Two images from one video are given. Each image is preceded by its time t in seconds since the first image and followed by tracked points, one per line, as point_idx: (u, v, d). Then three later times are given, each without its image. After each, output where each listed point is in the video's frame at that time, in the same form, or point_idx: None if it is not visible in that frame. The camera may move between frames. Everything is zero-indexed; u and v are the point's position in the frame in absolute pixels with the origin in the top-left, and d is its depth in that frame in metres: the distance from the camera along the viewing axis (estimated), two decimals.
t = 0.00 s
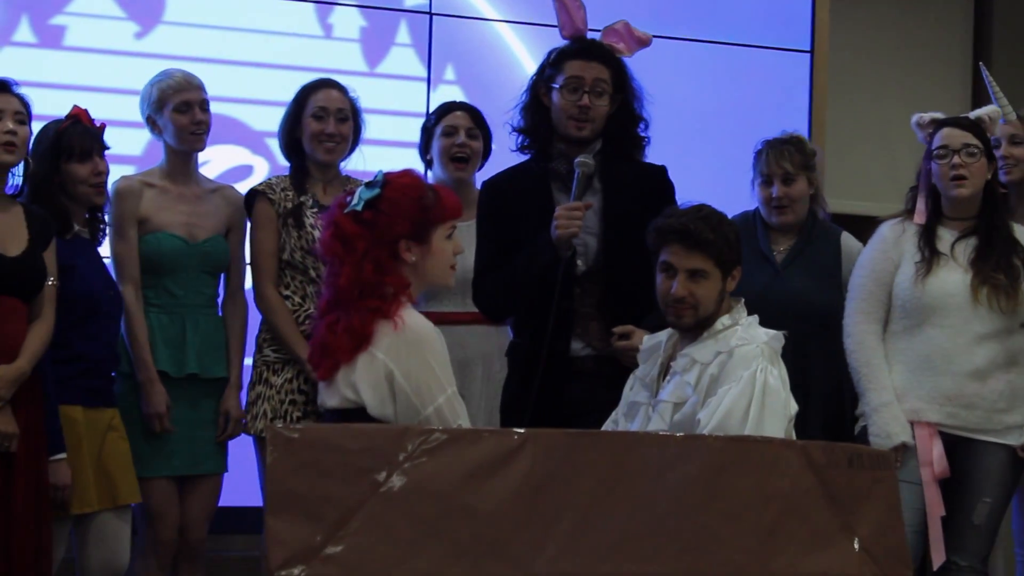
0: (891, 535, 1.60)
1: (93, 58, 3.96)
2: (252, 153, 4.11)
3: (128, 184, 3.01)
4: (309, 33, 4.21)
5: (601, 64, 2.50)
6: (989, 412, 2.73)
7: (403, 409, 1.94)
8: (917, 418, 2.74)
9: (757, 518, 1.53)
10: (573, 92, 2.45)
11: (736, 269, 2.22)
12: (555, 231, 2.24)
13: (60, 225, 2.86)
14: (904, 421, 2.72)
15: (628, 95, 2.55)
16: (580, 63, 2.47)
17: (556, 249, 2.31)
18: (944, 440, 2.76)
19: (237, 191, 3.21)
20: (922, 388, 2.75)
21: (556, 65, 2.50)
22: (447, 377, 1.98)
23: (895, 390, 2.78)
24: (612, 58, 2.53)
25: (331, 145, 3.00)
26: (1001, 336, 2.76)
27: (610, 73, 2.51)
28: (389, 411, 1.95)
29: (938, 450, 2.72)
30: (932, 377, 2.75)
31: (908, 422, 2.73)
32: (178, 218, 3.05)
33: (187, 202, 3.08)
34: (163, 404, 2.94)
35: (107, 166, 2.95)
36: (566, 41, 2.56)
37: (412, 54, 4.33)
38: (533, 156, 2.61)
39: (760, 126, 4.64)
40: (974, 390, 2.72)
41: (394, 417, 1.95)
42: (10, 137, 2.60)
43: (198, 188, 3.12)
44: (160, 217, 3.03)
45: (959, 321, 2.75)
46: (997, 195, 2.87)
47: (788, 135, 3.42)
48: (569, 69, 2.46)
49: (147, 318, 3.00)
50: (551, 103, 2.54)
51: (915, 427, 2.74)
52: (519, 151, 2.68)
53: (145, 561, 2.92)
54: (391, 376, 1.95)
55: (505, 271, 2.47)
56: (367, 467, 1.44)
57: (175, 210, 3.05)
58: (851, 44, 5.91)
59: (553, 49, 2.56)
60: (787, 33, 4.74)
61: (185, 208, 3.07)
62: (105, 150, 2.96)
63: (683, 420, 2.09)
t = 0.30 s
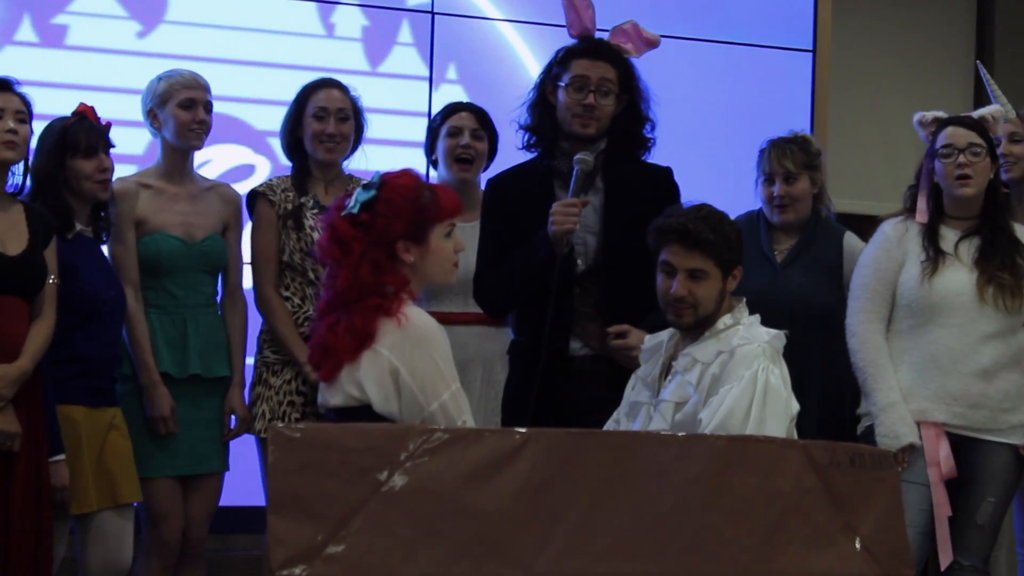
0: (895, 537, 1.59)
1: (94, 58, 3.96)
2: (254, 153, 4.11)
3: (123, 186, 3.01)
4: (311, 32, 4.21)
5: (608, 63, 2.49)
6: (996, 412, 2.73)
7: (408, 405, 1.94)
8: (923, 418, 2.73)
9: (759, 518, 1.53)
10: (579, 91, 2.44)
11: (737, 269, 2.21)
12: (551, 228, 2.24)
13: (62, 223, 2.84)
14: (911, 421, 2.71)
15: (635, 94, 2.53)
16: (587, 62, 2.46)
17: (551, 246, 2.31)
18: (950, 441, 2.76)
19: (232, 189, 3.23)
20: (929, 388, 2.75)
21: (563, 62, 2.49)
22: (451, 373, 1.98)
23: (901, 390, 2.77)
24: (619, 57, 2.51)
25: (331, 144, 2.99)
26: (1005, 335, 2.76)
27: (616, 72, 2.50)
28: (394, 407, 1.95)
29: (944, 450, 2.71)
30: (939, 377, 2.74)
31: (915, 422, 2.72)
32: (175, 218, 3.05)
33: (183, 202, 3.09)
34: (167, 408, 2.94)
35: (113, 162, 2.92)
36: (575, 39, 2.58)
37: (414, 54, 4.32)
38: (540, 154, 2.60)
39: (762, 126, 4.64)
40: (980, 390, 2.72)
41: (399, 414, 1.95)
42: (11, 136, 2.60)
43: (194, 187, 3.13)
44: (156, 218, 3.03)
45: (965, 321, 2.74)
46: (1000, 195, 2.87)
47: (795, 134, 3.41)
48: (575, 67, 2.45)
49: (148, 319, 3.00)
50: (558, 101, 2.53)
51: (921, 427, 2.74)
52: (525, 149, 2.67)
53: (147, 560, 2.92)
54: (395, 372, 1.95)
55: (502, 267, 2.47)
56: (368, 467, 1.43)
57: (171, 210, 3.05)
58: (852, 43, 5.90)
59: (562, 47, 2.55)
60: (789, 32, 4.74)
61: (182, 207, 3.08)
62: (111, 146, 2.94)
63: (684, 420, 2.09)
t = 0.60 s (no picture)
0: (898, 538, 1.59)
1: (95, 58, 3.96)
2: (255, 153, 4.12)
3: (132, 181, 3.01)
4: (312, 32, 4.21)
5: (617, 64, 2.49)
6: (997, 412, 2.73)
7: (406, 406, 1.94)
8: (924, 418, 2.73)
9: (760, 518, 1.53)
10: (586, 91, 2.45)
11: (737, 269, 2.21)
12: (551, 225, 2.23)
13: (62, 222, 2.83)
14: (912, 422, 2.71)
15: (643, 97, 2.54)
16: (596, 61, 2.46)
17: (550, 244, 2.30)
18: (951, 441, 2.75)
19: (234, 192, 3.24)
20: (930, 388, 2.74)
21: (573, 60, 2.50)
22: (448, 373, 1.98)
23: (902, 390, 2.76)
24: (628, 58, 2.52)
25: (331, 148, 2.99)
26: (1005, 334, 2.76)
27: (624, 73, 2.50)
28: (392, 408, 1.95)
29: (946, 450, 2.71)
30: (940, 377, 2.73)
31: (916, 423, 2.72)
32: (182, 217, 3.05)
33: (190, 202, 3.09)
34: (167, 404, 2.93)
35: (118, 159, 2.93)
36: (585, 39, 2.57)
37: (415, 54, 4.32)
38: (545, 152, 2.60)
39: (762, 126, 4.63)
40: (982, 390, 2.72)
41: (396, 415, 1.95)
42: (13, 136, 2.61)
43: (198, 188, 3.14)
44: (166, 215, 3.03)
45: (966, 320, 2.74)
46: (998, 196, 2.87)
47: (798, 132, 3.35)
48: (584, 67, 2.46)
49: (152, 316, 2.99)
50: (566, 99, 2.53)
51: (922, 427, 2.73)
52: (532, 146, 2.67)
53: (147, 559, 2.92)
54: (392, 372, 1.95)
55: (502, 262, 2.47)
56: (369, 467, 1.44)
57: (180, 210, 3.06)
58: (853, 43, 5.90)
59: (572, 46, 2.55)
60: (790, 32, 4.74)
61: (187, 207, 3.08)
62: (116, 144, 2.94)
63: (685, 420, 2.08)
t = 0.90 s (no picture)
0: (896, 536, 1.60)
1: (96, 58, 3.97)
2: (255, 153, 4.13)
3: (140, 180, 3.00)
4: (312, 33, 4.21)
5: (623, 65, 2.49)
6: (990, 410, 2.73)
7: (403, 408, 1.95)
8: (916, 415, 2.75)
9: (760, 517, 1.54)
10: (589, 92, 2.46)
11: (737, 270, 2.22)
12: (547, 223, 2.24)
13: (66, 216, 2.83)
14: (902, 415, 2.73)
15: (651, 99, 2.54)
16: (602, 63, 2.47)
17: (548, 242, 2.30)
18: (942, 438, 2.76)
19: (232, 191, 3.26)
20: (922, 384, 2.76)
21: (582, 60, 2.51)
22: (446, 374, 1.98)
23: (894, 386, 2.78)
24: (636, 59, 2.51)
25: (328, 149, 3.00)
26: (999, 331, 2.77)
27: (631, 74, 2.50)
28: (389, 410, 1.95)
29: (937, 447, 2.72)
30: (931, 374, 2.75)
31: (908, 419, 2.74)
32: (189, 215, 3.06)
33: (195, 200, 3.10)
34: (175, 405, 2.94)
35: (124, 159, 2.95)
36: (596, 40, 2.57)
37: (415, 54, 4.33)
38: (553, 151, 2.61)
39: (763, 127, 4.63)
40: (975, 387, 2.72)
41: (394, 416, 1.95)
42: (16, 136, 2.62)
43: (200, 187, 3.15)
44: (172, 214, 3.03)
45: (958, 316, 2.75)
46: (994, 197, 2.85)
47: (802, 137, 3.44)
48: (590, 67, 2.47)
49: (159, 315, 2.99)
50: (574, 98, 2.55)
51: (914, 423, 2.75)
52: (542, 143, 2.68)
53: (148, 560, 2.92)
54: (390, 374, 1.95)
55: (500, 260, 2.47)
56: (369, 466, 1.44)
57: (186, 208, 3.06)
58: (852, 43, 5.91)
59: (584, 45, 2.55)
60: (790, 32, 4.74)
61: (192, 207, 3.08)
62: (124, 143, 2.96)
63: (685, 420, 2.09)
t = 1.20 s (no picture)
0: (893, 536, 1.61)
1: (97, 59, 3.98)
2: (256, 153, 4.14)
3: (147, 181, 2.97)
4: (313, 34, 4.21)
5: (626, 67, 2.50)
6: (979, 411, 2.74)
7: (407, 407, 1.96)
8: (904, 416, 2.76)
9: (758, 517, 1.54)
10: (590, 93, 2.47)
11: (737, 271, 2.23)
12: (538, 225, 2.24)
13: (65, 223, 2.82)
14: (892, 421, 2.74)
15: (653, 102, 2.55)
16: (604, 64, 2.49)
17: (538, 246, 2.33)
18: (930, 439, 2.77)
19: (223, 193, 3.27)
20: (912, 385, 2.77)
21: (586, 61, 2.53)
22: (450, 374, 1.99)
23: (884, 387, 2.80)
24: (638, 62, 2.53)
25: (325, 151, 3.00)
26: (987, 331, 2.77)
27: (633, 77, 2.50)
28: (393, 409, 1.96)
29: (925, 447, 2.73)
30: (921, 375, 2.76)
31: (897, 420, 2.75)
32: (196, 217, 3.06)
33: (198, 201, 3.10)
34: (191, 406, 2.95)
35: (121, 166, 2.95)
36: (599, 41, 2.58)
37: (415, 55, 4.34)
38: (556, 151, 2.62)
39: (763, 127, 4.64)
40: (964, 388, 2.73)
41: (398, 415, 1.96)
42: (18, 140, 2.63)
43: (201, 189, 3.15)
44: (179, 215, 3.03)
45: (948, 317, 2.76)
46: (987, 195, 2.87)
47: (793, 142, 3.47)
48: (591, 69, 2.48)
49: (171, 317, 3.00)
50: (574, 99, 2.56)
51: (903, 424, 2.76)
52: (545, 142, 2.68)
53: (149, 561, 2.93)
54: (394, 374, 1.96)
55: (500, 259, 2.49)
56: (369, 467, 1.45)
57: (192, 210, 3.06)
58: (852, 44, 5.92)
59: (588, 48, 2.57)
60: (791, 33, 4.74)
61: (195, 207, 3.08)
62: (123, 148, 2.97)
63: (684, 420, 2.10)
